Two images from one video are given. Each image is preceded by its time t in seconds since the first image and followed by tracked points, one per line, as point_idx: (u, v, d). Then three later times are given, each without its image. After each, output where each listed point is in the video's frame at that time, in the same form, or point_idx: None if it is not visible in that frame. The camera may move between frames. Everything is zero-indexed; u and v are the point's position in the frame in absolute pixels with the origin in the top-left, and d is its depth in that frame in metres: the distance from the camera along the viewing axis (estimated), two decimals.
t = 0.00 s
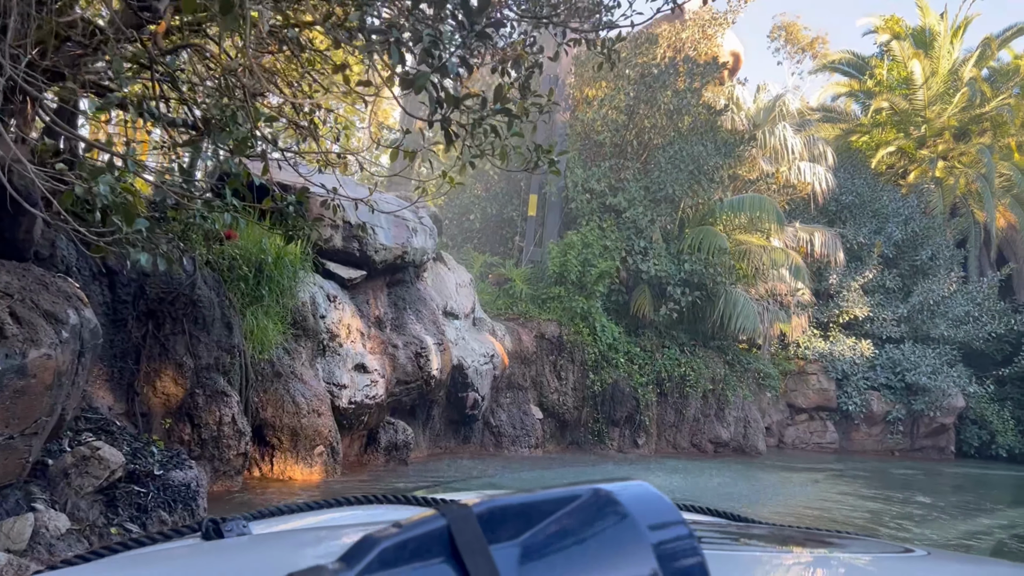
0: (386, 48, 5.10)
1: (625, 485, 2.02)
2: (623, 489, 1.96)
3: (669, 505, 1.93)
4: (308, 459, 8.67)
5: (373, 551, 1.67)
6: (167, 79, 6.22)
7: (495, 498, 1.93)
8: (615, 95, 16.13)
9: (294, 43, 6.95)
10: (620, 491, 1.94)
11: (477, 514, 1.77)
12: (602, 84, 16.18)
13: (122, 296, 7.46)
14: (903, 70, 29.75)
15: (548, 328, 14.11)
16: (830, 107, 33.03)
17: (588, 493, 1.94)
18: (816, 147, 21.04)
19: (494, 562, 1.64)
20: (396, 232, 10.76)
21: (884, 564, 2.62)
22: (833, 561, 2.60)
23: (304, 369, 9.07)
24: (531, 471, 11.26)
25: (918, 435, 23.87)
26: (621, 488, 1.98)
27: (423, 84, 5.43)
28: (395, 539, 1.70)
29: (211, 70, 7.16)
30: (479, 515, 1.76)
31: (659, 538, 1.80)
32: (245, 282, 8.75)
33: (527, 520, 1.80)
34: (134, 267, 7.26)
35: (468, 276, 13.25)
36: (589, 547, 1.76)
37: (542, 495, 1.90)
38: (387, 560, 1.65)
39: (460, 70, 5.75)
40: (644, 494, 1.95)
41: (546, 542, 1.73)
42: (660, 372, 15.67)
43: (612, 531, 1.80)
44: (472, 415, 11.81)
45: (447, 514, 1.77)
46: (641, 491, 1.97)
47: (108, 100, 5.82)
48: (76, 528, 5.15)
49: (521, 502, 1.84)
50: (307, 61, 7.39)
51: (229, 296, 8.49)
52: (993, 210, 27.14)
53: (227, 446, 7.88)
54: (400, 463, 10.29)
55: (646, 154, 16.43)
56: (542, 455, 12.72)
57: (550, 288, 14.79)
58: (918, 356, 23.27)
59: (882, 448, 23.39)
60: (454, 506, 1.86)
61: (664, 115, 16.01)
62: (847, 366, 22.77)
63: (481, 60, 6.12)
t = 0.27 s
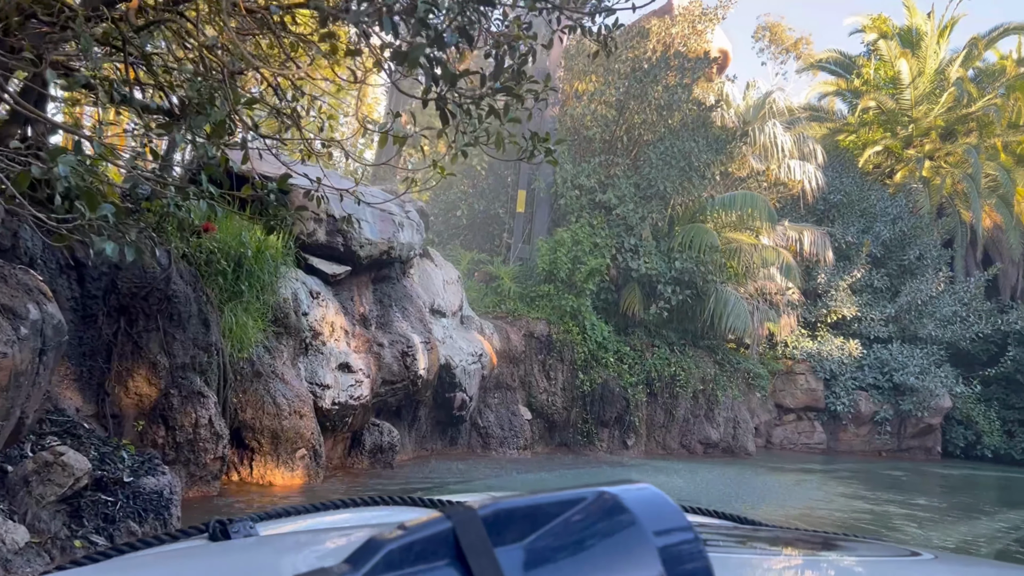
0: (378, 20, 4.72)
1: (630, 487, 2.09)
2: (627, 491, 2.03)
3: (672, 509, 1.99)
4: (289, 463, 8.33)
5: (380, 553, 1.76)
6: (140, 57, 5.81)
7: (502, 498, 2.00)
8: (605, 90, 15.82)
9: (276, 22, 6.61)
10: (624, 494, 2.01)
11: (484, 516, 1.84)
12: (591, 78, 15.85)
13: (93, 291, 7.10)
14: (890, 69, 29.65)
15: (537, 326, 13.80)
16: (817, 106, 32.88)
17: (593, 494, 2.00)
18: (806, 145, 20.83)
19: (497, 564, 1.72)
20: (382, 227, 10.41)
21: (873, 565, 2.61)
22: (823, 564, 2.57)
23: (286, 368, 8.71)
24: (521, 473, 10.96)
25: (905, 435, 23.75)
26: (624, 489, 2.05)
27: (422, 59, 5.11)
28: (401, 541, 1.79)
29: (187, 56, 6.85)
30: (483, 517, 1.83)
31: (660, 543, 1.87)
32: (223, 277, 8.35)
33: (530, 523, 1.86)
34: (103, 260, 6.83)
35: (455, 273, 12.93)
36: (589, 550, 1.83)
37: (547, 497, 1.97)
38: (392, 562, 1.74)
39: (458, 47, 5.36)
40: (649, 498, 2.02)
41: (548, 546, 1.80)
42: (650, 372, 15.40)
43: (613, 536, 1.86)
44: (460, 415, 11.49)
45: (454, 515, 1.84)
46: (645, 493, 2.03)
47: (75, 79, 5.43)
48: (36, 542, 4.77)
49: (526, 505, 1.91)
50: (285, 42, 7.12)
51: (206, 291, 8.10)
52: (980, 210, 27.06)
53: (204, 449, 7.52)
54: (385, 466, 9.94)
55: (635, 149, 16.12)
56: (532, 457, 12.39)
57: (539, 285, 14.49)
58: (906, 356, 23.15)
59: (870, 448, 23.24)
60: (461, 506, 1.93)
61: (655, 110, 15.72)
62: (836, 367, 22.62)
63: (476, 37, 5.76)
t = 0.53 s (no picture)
0: None
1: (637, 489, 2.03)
2: (633, 493, 1.97)
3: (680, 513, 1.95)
4: (267, 467, 7.98)
5: (383, 556, 1.68)
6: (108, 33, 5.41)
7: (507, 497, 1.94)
8: (593, 84, 15.52)
9: None
10: (629, 495, 1.96)
11: (488, 519, 1.77)
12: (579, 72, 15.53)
13: (56, 285, 6.77)
14: (875, 68, 29.55)
15: (524, 325, 13.50)
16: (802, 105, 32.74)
17: (599, 496, 1.95)
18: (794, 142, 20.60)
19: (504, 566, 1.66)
20: (365, 220, 10.04)
21: (862, 567, 2.59)
22: (811, 565, 2.57)
23: (264, 368, 8.34)
24: (508, 476, 10.64)
25: (890, 435, 23.66)
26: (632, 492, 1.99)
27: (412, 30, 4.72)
28: (405, 542, 1.71)
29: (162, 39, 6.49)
30: (488, 520, 1.77)
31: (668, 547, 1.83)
32: (199, 271, 7.96)
33: (536, 525, 1.81)
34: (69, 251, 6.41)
35: (441, 269, 12.59)
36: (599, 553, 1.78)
37: (552, 498, 1.91)
38: (396, 565, 1.65)
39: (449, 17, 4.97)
40: (656, 500, 1.96)
41: (556, 551, 1.75)
42: (638, 371, 15.14)
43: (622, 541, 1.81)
44: (445, 416, 11.15)
45: (458, 518, 1.77)
46: (652, 497, 1.98)
47: (36, 56, 5.02)
48: None
49: (534, 506, 1.85)
50: (263, 20, 6.76)
51: (181, 286, 7.71)
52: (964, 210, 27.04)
53: (177, 454, 7.15)
54: (367, 469, 9.58)
55: (625, 144, 15.80)
56: (519, 459, 12.04)
57: (526, 282, 14.16)
58: (892, 355, 23.07)
59: (855, 448, 23.13)
60: (466, 508, 1.86)
61: (643, 105, 15.44)
62: (822, 366, 22.50)
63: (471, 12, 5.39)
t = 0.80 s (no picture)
0: None
1: (638, 493, 2.19)
2: (634, 497, 2.14)
3: (678, 514, 2.09)
4: (243, 471, 7.60)
5: (392, 557, 1.87)
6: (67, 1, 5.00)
7: (513, 501, 2.14)
8: (579, 78, 15.23)
9: None
10: (630, 500, 2.13)
11: (493, 521, 1.97)
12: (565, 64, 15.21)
13: (15, 276, 6.35)
14: (858, 67, 29.46)
15: (510, 323, 13.19)
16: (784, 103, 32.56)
17: (602, 501, 2.12)
18: (780, 139, 20.35)
19: (504, 567, 1.83)
20: (346, 213, 9.68)
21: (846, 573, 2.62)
22: (794, 570, 2.60)
23: (240, 367, 7.94)
24: (494, 479, 10.33)
25: (873, 434, 23.55)
26: (634, 496, 2.15)
27: None
28: (409, 545, 1.90)
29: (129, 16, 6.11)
30: (490, 524, 1.96)
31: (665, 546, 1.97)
32: (169, 265, 7.55)
33: (535, 527, 1.99)
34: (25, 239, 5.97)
35: (424, 266, 12.24)
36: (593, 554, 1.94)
37: (556, 502, 2.10)
38: (401, 566, 1.84)
39: None
40: (656, 503, 2.13)
41: (552, 551, 1.93)
42: (624, 370, 14.86)
43: (617, 542, 1.97)
44: (429, 417, 10.82)
45: (466, 519, 1.97)
46: (652, 500, 2.14)
47: None
48: None
49: (536, 510, 2.04)
50: None
51: (150, 281, 7.31)
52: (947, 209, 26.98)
53: (146, 459, 6.77)
54: (348, 472, 9.22)
55: (612, 139, 15.49)
56: (505, 461, 11.72)
57: (511, 279, 13.83)
58: (876, 354, 22.98)
59: (839, 447, 22.99)
60: (474, 511, 2.07)
61: (630, 99, 15.16)
62: (806, 365, 22.37)
63: None
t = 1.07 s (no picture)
0: None
1: (645, 494, 2.05)
2: (642, 497, 1.99)
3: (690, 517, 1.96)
4: (215, 477, 7.24)
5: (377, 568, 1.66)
6: None
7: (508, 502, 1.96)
8: (564, 70, 14.91)
9: None
10: (637, 502, 1.97)
11: (493, 525, 1.80)
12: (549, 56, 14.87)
13: None
14: (839, 64, 29.38)
15: (494, 320, 12.85)
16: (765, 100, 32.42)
17: (606, 502, 1.97)
18: (764, 135, 20.13)
19: None
20: (325, 206, 9.29)
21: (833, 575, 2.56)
22: (779, 571, 2.54)
23: (213, 367, 7.55)
24: (478, 482, 10.01)
25: (856, 433, 23.44)
26: (642, 496, 2.01)
27: None
28: (412, 546, 1.73)
29: None
30: (494, 525, 1.79)
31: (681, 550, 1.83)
32: (137, 258, 7.15)
33: (540, 529, 1.84)
34: None
35: (406, 261, 11.88)
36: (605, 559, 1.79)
37: (556, 503, 1.94)
38: None
39: None
40: (664, 505, 1.97)
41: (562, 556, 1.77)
42: (610, 368, 14.57)
43: (628, 546, 1.82)
44: (411, 418, 10.47)
45: (461, 525, 1.78)
46: (660, 500, 1.99)
47: None
48: None
49: (539, 511, 1.88)
50: None
51: (117, 275, 6.91)
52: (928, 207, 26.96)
53: (111, 465, 6.38)
54: (327, 476, 8.87)
55: (597, 133, 15.16)
56: (489, 463, 11.39)
57: (495, 276, 13.47)
58: (859, 352, 22.89)
59: (822, 446, 22.85)
60: (466, 512, 1.88)
61: (615, 93, 14.87)
62: (789, 363, 22.22)
63: None
